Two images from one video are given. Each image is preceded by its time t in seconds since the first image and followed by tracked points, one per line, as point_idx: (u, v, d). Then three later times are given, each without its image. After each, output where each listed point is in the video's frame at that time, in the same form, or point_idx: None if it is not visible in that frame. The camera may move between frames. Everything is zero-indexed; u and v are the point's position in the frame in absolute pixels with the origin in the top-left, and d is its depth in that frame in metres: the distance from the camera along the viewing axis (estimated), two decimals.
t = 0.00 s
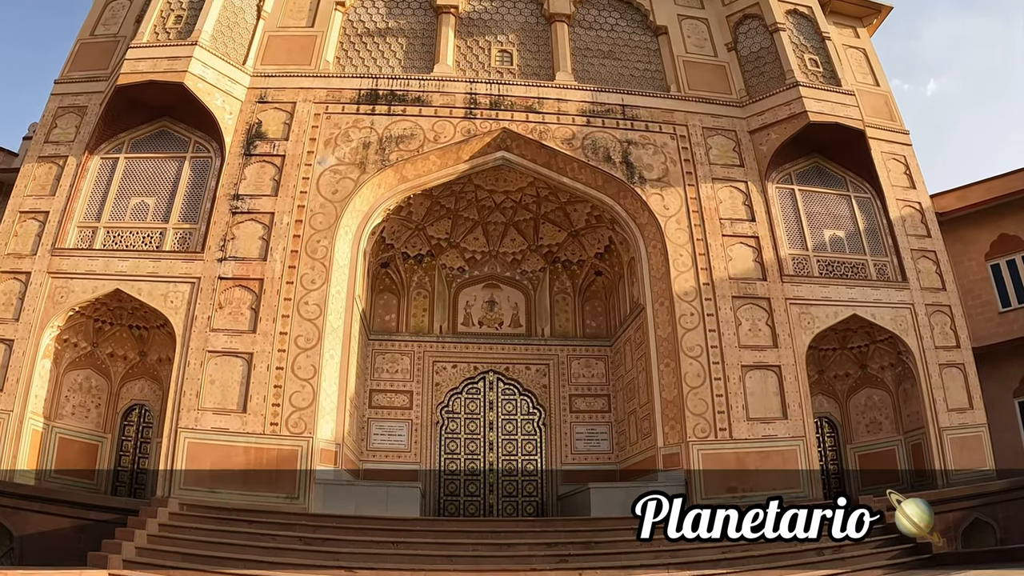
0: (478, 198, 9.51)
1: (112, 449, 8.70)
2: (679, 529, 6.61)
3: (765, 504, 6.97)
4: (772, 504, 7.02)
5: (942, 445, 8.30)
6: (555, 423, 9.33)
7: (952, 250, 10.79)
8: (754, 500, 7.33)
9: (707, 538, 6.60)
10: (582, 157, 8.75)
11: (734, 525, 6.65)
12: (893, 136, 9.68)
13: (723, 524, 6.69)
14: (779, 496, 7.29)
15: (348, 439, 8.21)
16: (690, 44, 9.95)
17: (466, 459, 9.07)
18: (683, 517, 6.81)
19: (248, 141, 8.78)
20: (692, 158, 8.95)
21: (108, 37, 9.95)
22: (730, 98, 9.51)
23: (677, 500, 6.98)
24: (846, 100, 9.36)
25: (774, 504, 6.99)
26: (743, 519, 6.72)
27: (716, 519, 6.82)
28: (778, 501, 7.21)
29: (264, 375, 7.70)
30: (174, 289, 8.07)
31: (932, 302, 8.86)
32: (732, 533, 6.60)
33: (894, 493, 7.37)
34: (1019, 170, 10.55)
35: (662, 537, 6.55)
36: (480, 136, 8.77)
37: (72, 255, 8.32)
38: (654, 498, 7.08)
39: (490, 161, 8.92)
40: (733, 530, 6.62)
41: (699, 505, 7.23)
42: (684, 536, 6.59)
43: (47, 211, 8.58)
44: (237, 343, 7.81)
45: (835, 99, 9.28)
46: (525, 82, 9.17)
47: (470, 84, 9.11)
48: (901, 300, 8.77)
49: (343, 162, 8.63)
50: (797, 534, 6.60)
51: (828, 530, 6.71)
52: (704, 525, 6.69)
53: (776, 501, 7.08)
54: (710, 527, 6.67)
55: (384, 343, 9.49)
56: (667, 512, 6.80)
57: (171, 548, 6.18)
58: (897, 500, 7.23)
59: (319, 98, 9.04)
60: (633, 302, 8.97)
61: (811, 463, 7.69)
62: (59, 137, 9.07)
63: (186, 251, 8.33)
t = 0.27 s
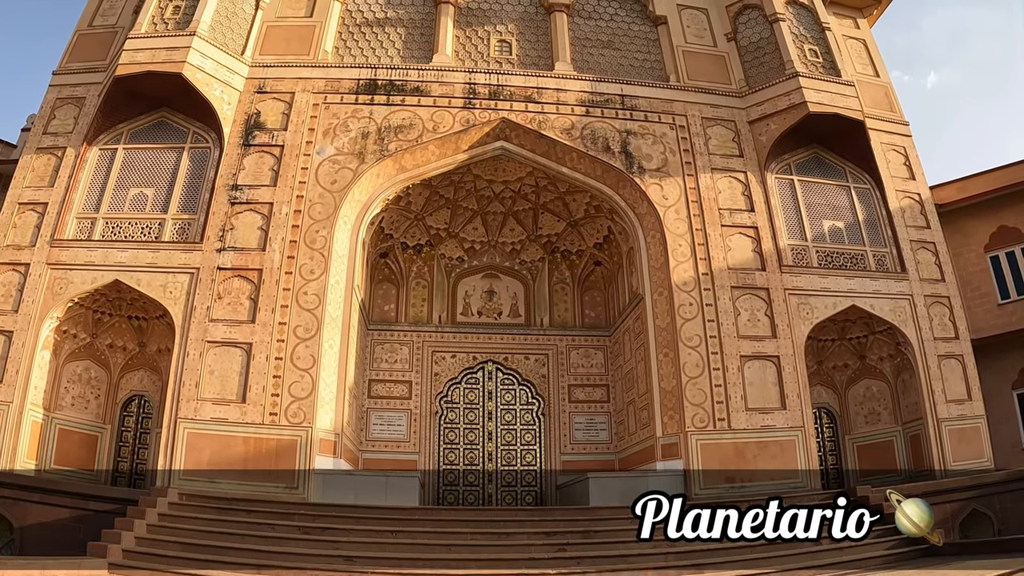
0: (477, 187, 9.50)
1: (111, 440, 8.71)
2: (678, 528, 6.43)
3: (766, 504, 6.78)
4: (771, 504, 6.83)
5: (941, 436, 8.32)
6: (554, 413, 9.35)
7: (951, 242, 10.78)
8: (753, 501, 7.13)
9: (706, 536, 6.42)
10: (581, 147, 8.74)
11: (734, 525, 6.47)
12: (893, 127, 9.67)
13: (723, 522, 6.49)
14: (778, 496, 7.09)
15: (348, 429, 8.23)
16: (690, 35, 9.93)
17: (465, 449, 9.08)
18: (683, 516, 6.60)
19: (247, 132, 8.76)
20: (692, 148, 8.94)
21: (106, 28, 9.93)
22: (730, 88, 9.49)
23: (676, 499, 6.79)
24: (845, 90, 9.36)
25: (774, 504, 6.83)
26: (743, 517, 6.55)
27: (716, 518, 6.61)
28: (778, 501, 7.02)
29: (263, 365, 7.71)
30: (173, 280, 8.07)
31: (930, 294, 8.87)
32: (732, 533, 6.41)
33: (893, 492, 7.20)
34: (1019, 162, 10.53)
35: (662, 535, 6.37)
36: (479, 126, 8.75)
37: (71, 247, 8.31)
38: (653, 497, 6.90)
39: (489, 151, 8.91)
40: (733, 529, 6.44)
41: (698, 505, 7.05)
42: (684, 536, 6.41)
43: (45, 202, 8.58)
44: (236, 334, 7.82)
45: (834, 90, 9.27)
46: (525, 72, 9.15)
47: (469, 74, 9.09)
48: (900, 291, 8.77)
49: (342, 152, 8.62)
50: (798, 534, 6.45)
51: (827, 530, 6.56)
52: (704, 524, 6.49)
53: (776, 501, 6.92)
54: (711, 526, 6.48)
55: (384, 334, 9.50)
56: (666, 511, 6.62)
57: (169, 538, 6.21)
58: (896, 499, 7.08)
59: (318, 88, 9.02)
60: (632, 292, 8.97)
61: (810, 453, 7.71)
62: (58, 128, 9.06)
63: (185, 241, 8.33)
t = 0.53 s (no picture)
0: (476, 177, 9.49)
1: (111, 431, 8.72)
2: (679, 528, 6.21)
3: (766, 504, 6.58)
4: (772, 505, 6.62)
5: (940, 427, 8.33)
6: (554, 403, 9.36)
7: (951, 233, 10.77)
8: (753, 500, 6.92)
9: (707, 538, 6.21)
10: (581, 136, 8.72)
11: (734, 525, 6.25)
12: (893, 118, 9.65)
13: (724, 522, 6.27)
14: (780, 496, 6.87)
15: (347, 419, 8.23)
16: (690, 24, 9.90)
17: (464, 439, 9.10)
18: (682, 517, 6.38)
19: (246, 122, 8.74)
20: (692, 138, 8.92)
21: (105, 19, 9.90)
22: (729, 78, 9.47)
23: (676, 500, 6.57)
24: (845, 81, 9.35)
25: (775, 505, 6.63)
26: (743, 518, 6.34)
27: (716, 518, 6.39)
28: (779, 501, 6.82)
29: (263, 355, 7.71)
30: (172, 270, 8.06)
31: (930, 285, 8.86)
32: (733, 533, 6.19)
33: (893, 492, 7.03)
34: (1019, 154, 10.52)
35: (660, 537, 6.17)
36: (478, 116, 8.73)
37: (70, 237, 8.30)
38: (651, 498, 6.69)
39: (488, 141, 8.89)
40: (734, 529, 6.23)
41: (697, 504, 6.85)
42: (685, 536, 6.19)
43: (45, 193, 8.56)
44: (236, 324, 7.82)
45: (834, 80, 9.24)
46: (524, 62, 9.12)
47: (469, 63, 9.07)
48: (900, 282, 8.77)
49: (341, 142, 8.60)
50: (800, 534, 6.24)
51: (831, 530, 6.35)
52: (704, 524, 6.27)
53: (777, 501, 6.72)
54: (711, 527, 6.27)
55: (383, 323, 9.50)
56: (665, 513, 6.44)
57: (169, 527, 6.23)
58: (894, 499, 6.92)
59: (317, 78, 8.99)
60: (632, 282, 8.97)
61: (809, 443, 7.73)
62: (57, 119, 9.04)
63: (185, 232, 8.32)
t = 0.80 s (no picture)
0: (476, 167, 9.48)
1: (112, 421, 8.73)
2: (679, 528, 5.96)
3: (765, 504, 6.41)
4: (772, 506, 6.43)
5: (939, 417, 8.34)
6: (553, 392, 9.37)
7: (951, 224, 10.76)
8: (752, 491, 6.94)
9: (707, 536, 5.98)
10: (580, 126, 8.71)
11: (734, 525, 6.05)
12: (894, 108, 9.63)
13: (725, 522, 6.06)
14: (778, 497, 6.68)
15: (347, 408, 8.24)
16: (690, 14, 9.86)
17: (464, 428, 9.11)
18: (683, 516, 6.16)
19: (245, 112, 8.72)
20: (692, 128, 8.90)
21: (104, 9, 9.87)
22: (730, 68, 9.44)
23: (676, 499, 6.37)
24: (846, 71, 9.33)
25: (774, 504, 6.45)
26: (743, 518, 6.15)
27: (716, 518, 6.19)
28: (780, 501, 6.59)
29: (263, 344, 7.71)
30: (172, 260, 8.06)
31: (930, 276, 8.86)
32: (733, 533, 5.99)
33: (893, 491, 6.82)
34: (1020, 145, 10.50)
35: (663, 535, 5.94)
36: (478, 105, 8.71)
37: (69, 228, 8.30)
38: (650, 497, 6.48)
39: (488, 131, 8.88)
40: (735, 528, 6.04)
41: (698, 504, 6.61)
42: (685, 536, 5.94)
43: (44, 184, 8.55)
44: (236, 314, 7.82)
45: (835, 70, 9.22)
46: (524, 51, 9.10)
47: (468, 53, 9.04)
48: (900, 273, 8.77)
49: (341, 131, 8.58)
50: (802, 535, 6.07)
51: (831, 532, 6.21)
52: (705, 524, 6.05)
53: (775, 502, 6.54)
54: (712, 526, 6.06)
55: (383, 313, 9.51)
56: (666, 511, 6.20)
57: (169, 516, 6.26)
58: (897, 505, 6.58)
59: (316, 68, 8.97)
60: (631, 271, 8.97)
61: (808, 433, 7.75)
62: (56, 110, 9.02)
63: (184, 222, 8.31)
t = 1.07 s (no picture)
0: (476, 156, 9.46)
1: (113, 412, 8.75)
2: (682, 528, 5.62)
3: (761, 504, 6.16)
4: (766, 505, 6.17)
5: (939, 407, 8.35)
6: (554, 381, 9.38)
7: (952, 215, 10.75)
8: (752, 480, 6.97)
9: (706, 535, 5.72)
10: (581, 115, 8.69)
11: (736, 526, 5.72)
12: (894, 98, 9.61)
13: (724, 522, 5.81)
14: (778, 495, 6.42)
15: (348, 398, 8.25)
16: (691, 3, 9.83)
17: (464, 417, 9.13)
18: (683, 517, 5.81)
19: (245, 102, 8.71)
20: (692, 117, 8.88)
21: None
22: (730, 57, 9.41)
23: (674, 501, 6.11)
24: (847, 61, 9.31)
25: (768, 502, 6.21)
26: (742, 518, 5.89)
27: (717, 518, 5.83)
28: (781, 501, 6.24)
29: (263, 334, 7.72)
30: (172, 250, 8.06)
31: (931, 266, 8.86)
32: (732, 530, 5.78)
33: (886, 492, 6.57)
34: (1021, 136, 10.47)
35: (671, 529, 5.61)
36: (478, 95, 8.69)
37: (70, 219, 8.29)
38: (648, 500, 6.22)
39: (488, 120, 8.86)
40: (734, 528, 5.82)
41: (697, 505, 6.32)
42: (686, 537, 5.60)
43: (44, 175, 8.55)
44: (236, 304, 7.82)
45: (836, 60, 9.19)
46: (524, 40, 9.07)
47: (469, 42, 9.02)
48: (900, 263, 8.76)
49: (341, 121, 8.56)
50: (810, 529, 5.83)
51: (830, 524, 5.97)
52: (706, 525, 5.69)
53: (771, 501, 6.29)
54: (711, 525, 5.80)
55: (383, 303, 9.51)
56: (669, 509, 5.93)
57: (170, 506, 6.29)
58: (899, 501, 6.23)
59: (316, 57, 8.95)
60: (632, 261, 8.97)
61: (808, 423, 7.77)
62: (55, 101, 9.01)
63: (184, 212, 8.31)
